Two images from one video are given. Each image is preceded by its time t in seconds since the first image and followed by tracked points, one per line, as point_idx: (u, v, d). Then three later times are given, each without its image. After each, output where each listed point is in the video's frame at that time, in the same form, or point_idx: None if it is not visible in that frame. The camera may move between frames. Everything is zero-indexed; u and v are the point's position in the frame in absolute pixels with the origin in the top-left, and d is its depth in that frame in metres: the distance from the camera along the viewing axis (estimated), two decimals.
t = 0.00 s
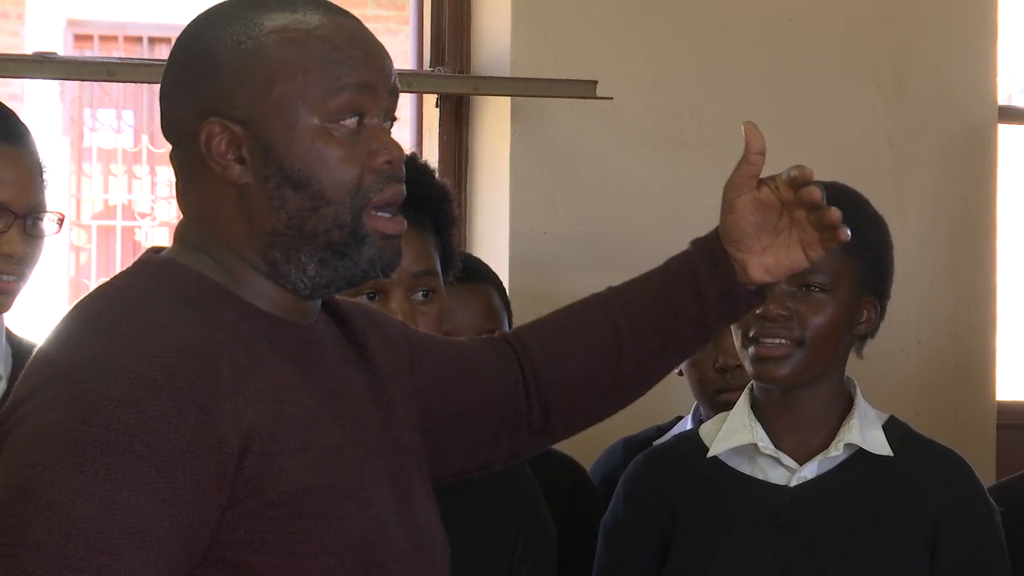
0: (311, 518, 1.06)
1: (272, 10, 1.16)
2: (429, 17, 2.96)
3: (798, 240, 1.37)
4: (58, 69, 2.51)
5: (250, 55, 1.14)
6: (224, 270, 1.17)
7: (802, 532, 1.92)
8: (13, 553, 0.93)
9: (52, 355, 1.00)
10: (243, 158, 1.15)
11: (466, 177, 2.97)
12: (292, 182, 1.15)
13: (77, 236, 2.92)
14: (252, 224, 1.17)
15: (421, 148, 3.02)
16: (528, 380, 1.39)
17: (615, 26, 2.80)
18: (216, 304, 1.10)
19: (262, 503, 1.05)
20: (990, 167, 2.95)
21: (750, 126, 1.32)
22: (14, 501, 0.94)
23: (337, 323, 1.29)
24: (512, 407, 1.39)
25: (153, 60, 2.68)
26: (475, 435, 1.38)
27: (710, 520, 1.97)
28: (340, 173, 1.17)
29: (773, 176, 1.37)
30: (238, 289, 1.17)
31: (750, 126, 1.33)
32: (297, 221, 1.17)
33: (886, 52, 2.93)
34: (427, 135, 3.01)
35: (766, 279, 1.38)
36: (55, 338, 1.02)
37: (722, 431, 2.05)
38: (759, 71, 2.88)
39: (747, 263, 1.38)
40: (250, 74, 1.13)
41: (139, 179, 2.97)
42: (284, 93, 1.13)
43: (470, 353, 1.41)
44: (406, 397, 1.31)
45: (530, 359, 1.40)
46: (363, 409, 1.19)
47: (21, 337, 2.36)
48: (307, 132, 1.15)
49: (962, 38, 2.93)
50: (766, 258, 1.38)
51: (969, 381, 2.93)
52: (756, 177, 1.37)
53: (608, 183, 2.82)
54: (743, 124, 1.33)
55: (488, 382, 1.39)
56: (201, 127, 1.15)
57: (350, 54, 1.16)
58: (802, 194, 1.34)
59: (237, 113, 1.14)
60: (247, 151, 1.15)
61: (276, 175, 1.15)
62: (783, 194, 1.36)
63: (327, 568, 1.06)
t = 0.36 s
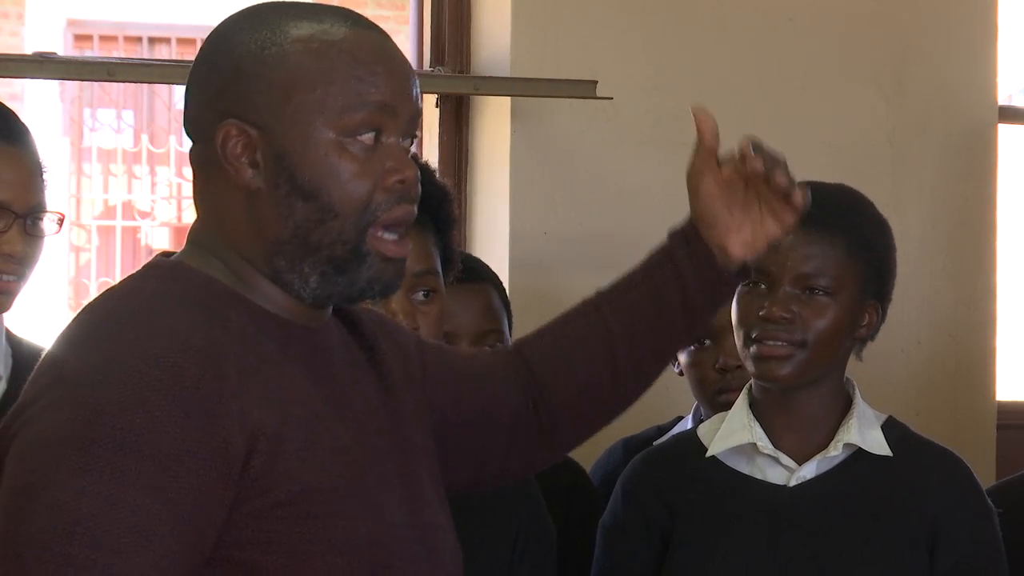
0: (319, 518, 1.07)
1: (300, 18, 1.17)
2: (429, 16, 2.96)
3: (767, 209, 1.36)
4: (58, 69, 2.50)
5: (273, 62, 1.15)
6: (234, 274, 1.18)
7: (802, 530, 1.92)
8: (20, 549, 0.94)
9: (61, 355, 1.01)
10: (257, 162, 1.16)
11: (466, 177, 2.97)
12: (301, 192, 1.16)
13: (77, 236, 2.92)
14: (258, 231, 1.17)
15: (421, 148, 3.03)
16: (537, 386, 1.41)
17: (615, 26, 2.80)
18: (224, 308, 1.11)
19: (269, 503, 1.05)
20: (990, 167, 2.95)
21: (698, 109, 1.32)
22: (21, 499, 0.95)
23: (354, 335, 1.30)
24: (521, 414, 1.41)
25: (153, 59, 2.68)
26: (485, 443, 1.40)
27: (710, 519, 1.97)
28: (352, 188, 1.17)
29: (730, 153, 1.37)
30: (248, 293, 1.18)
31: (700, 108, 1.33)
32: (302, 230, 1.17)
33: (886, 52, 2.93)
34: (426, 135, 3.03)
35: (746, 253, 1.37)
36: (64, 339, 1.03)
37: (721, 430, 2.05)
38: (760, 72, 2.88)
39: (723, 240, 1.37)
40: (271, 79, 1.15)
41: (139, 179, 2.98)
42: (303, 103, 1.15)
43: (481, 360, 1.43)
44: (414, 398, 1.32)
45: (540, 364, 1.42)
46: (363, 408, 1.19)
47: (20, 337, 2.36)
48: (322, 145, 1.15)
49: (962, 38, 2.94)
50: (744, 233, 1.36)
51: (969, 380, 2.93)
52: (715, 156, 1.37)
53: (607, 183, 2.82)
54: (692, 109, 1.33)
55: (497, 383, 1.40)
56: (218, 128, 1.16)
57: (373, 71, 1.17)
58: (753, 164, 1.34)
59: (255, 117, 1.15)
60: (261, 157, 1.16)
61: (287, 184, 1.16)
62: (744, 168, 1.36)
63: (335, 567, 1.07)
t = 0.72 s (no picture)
0: (342, 517, 1.07)
1: (332, 20, 1.18)
2: (429, 17, 2.96)
3: (839, 184, 1.34)
4: (57, 69, 2.50)
5: (304, 61, 1.16)
6: (259, 272, 1.19)
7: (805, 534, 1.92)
8: (49, 543, 0.94)
9: (81, 353, 1.02)
10: (285, 161, 1.16)
11: (466, 176, 2.97)
12: (330, 190, 1.16)
13: (77, 236, 2.92)
14: (287, 229, 1.18)
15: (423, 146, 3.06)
16: (580, 357, 1.39)
17: (615, 26, 2.81)
18: (250, 305, 1.13)
19: (293, 500, 1.05)
20: (989, 167, 2.95)
21: (778, 78, 1.29)
22: (49, 494, 0.95)
23: (373, 331, 1.32)
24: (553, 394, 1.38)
25: (152, 60, 2.68)
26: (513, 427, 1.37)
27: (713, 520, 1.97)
28: (380, 186, 1.16)
29: (805, 124, 1.36)
30: (271, 291, 1.18)
31: (778, 77, 1.30)
32: (331, 229, 1.17)
33: (886, 51, 2.93)
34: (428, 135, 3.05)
35: (816, 228, 1.34)
36: (82, 336, 1.04)
37: (724, 431, 2.05)
38: (760, 72, 2.89)
39: (794, 214, 1.34)
40: (301, 79, 1.15)
41: (139, 179, 2.98)
42: (333, 103, 1.15)
43: (518, 338, 1.41)
44: (435, 394, 1.32)
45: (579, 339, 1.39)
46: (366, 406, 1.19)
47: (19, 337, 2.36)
48: (352, 144, 1.15)
49: (962, 38, 2.94)
50: (813, 207, 1.34)
51: (970, 381, 2.93)
52: (789, 129, 1.35)
53: (608, 183, 2.82)
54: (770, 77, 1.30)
55: (528, 370, 1.38)
56: (248, 126, 1.17)
57: (404, 72, 1.17)
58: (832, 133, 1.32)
59: (285, 116, 1.16)
60: (290, 155, 1.16)
61: (315, 183, 1.16)
62: (818, 140, 1.34)
63: (357, 566, 1.07)
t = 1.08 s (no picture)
0: (351, 517, 1.07)
1: (345, 21, 1.18)
2: (429, 17, 2.96)
3: (849, 191, 1.34)
4: (57, 69, 2.50)
5: (318, 63, 1.16)
6: (270, 273, 1.18)
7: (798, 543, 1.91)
8: (59, 541, 0.95)
9: (92, 351, 1.02)
10: (297, 163, 1.16)
11: (466, 176, 2.97)
12: (343, 194, 1.16)
13: (77, 236, 2.92)
14: (300, 233, 1.17)
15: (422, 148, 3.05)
16: (588, 361, 1.39)
17: (616, 26, 2.81)
18: (261, 305, 1.13)
19: (303, 500, 1.05)
20: (989, 167, 2.95)
21: (788, 86, 1.29)
22: (57, 492, 0.96)
23: (387, 339, 1.31)
24: (571, 392, 1.38)
25: (152, 60, 2.68)
26: (532, 426, 1.38)
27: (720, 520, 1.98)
28: (394, 190, 1.16)
29: (817, 130, 1.35)
30: (282, 292, 1.18)
31: (789, 84, 1.30)
32: (345, 233, 1.17)
33: (886, 51, 2.93)
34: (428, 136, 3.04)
35: (824, 236, 1.35)
36: (94, 334, 1.04)
37: (734, 431, 2.07)
38: (760, 72, 2.88)
39: (803, 221, 1.35)
40: (315, 82, 1.16)
41: (139, 179, 2.97)
42: (346, 106, 1.15)
43: (528, 344, 1.41)
44: (449, 397, 1.32)
45: (592, 341, 1.40)
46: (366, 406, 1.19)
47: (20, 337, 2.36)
48: (365, 148, 1.16)
49: (962, 38, 2.94)
50: (822, 214, 1.34)
51: (970, 381, 2.93)
52: (801, 134, 1.35)
53: (608, 183, 2.82)
54: (781, 83, 1.30)
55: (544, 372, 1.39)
56: (261, 129, 1.17)
57: (417, 75, 1.17)
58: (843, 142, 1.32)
59: (298, 118, 1.16)
60: (302, 158, 1.16)
61: (329, 185, 1.16)
62: (829, 147, 1.34)
63: (366, 566, 1.07)
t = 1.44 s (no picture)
0: (345, 513, 1.08)
1: (327, 21, 1.19)
2: (429, 17, 2.96)
3: (829, 184, 1.39)
4: (58, 70, 2.51)
5: (300, 64, 1.17)
6: (253, 273, 1.20)
7: (802, 546, 1.92)
8: (50, 545, 0.94)
9: (79, 356, 1.02)
10: (279, 164, 1.18)
11: (466, 177, 2.97)
12: (326, 195, 1.17)
13: (78, 236, 2.92)
14: (283, 232, 1.19)
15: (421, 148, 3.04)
16: (570, 356, 1.44)
17: (615, 26, 2.81)
18: (249, 308, 1.14)
19: (295, 498, 1.06)
20: (989, 167, 2.95)
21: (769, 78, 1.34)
22: (48, 495, 0.96)
23: (370, 338, 1.33)
24: (553, 387, 1.43)
25: (153, 60, 2.68)
26: (515, 420, 1.42)
27: (723, 518, 1.98)
28: (376, 193, 1.18)
29: (796, 125, 1.40)
30: (264, 292, 1.20)
31: (770, 77, 1.35)
32: (327, 234, 1.19)
33: (886, 51, 2.93)
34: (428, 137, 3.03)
35: (805, 229, 1.38)
36: (83, 338, 1.05)
37: (740, 429, 2.06)
38: (759, 72, 2.89)
39: (784, 214, 1.38)
40: (297, 82, 1.16)
41: (139, 179, 2.98)
42: (329, 107, 1.16)
43: (511, 340, 1.45)
44: (436, 394, 1.35)
45: (574, 336, 1.44)
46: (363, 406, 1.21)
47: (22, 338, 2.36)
48: (346, 150, 1.17)
49: (961, 38, 2.95)
50: (803, 207, 1.38)
51: (970, 380, 2.94)
52: (781, 128, 1.39)
53: (608, 184, 2.82)
54: (763, 77, 1.35)
55: (525, 370, 1.43)
56: (242, 129, 1.17)
57: (399, 76, 1.19)
58: (823, 135, 1.36)
59: (279, 119, 1.17)
60: (284, 159, 1.17)
61: (312, 186, 1.17)
62: (808, 141, 1.39)
63: (362, 562, 1.07)
